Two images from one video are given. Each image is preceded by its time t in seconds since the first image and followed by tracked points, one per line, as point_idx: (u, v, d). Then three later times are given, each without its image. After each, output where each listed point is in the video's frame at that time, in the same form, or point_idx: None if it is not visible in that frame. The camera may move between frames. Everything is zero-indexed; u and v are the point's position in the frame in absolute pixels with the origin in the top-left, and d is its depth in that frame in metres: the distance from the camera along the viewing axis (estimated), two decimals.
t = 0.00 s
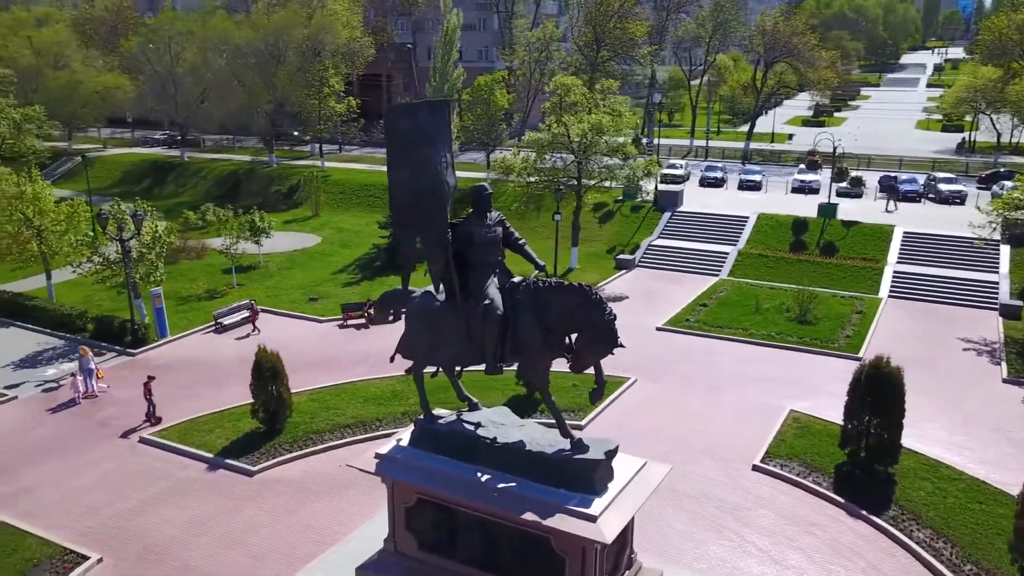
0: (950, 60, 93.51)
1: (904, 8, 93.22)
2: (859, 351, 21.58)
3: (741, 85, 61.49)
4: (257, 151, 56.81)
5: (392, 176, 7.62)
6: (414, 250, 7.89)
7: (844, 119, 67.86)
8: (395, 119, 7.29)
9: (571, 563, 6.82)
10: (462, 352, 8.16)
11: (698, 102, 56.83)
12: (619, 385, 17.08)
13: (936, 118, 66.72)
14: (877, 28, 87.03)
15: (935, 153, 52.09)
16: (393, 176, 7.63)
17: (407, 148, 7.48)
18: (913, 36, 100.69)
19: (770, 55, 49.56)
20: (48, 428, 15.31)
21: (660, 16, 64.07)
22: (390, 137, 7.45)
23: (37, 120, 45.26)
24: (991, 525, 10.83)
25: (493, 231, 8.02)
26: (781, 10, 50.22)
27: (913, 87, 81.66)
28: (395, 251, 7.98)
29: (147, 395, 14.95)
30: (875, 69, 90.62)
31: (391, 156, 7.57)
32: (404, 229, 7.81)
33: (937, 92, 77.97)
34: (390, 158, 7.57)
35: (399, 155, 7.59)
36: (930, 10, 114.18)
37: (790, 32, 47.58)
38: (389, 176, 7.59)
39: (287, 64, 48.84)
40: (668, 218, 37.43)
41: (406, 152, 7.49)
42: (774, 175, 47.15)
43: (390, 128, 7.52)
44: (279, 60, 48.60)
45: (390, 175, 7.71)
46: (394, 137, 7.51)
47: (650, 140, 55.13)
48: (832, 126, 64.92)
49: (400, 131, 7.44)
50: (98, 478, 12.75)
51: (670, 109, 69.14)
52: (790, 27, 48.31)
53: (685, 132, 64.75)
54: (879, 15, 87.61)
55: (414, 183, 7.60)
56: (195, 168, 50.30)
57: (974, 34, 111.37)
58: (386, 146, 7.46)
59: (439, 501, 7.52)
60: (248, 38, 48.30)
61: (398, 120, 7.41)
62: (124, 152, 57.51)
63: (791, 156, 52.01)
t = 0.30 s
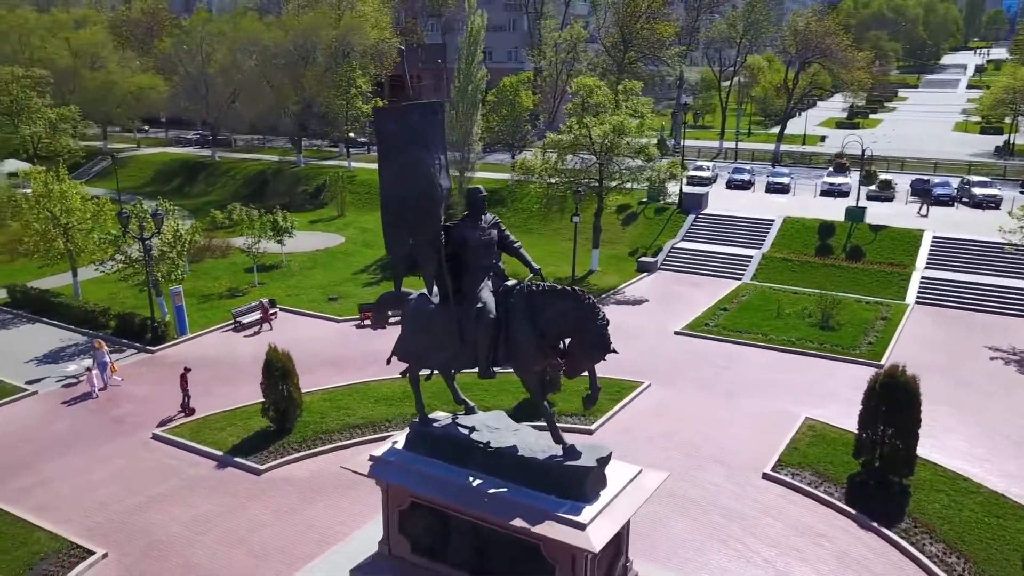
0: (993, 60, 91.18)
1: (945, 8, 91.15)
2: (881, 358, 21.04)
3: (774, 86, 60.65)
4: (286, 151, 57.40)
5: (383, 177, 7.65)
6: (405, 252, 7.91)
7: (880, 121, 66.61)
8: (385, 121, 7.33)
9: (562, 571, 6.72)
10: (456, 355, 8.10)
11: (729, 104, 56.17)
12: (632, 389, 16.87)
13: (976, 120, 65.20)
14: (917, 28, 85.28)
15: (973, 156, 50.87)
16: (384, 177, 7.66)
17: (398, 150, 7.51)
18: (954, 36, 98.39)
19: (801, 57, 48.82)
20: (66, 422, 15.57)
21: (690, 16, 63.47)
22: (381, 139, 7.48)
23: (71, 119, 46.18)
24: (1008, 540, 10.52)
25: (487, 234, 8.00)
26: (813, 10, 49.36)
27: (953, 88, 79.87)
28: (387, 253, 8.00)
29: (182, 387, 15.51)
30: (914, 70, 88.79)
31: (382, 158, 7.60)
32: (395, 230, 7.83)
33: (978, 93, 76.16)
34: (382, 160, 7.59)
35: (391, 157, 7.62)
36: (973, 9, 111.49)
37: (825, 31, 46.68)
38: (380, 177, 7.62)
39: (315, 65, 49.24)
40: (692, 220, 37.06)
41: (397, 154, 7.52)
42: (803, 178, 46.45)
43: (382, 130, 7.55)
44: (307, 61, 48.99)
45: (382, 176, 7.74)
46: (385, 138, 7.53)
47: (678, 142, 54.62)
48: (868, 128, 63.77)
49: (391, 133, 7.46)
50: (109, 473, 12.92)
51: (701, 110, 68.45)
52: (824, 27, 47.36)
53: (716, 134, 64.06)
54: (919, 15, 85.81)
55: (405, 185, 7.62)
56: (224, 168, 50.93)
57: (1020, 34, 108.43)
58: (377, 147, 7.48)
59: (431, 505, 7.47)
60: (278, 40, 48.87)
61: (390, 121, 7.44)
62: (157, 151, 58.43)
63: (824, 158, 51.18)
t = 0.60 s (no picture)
0: None
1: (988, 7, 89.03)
2: (903, 366, 20.45)
3: (807, 88, 59.84)
4: (314, 151, 57.96)
5: (375, 179, 7.63)
6: (398, 254, 7.90)
7: (915, 123, 65.38)
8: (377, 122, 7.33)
9: None
10: (449, 358, 8.06)
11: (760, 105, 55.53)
12: (646, 394, 16.68)
13: (1016, 122, 63.65)
14: (957, 28, 83.41)
15: (1011, 159, 49.64)
16: (377, 178, 7.64)
17: (390, 152, 7.48)
18: (997, 36, 96.06)
19: (833, 57, 48.11)
20: (84, 417, 15.83)
21: (720, 17, 62.92)
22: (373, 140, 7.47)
23: (105, 120, 47.05)
24: None
25: (482, 237, 7.90)
26: (845, 11, 48.56)
27: (994, 89, 78.08)
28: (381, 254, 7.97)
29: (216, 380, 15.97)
30: (953, 71, 86.91)
31: (375, 159, 7.58)
32: (388, 232, 7.81)
33: (1019, 95, 74.30)
34: (375, 160, 7.58)
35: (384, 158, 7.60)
36: (1018, 8, 108.73)
37: (858, 30, 45.94)
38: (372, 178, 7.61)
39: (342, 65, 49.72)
40: (716, 223, 36.70)
41: (390, 156, 7.49)
42: (832, 180, 45.74)
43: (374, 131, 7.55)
44: (336, 62, 49.29)
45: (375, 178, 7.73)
46: (378, 140, 7.53)
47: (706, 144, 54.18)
48: (903, 130, 62.66)
49: (384, 134, 7.46)
50: (122, 468, 13.09)
51: (731, 112, 67.76)
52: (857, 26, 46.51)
53: (746, 136, 63.35)
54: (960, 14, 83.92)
55: (398, 186, 7.59)
56: (253, 167, 51.55)
57: None
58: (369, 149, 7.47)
59: (424, 509, 7.44)
60: (305, 42, 49.67)
61: (382, 122, 7.44)
62: (189, 151, 59.27)
63: (855, 161, 50.37)
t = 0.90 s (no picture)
0: None
1: None
2: (931, 374, 19.86)
3: (845, 89, 58.81)
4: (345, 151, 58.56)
5: (373, 180, 7.64)
6: (396, 254, 7.92)
7: (958, 125, 63.84)
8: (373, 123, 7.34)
9: None
10: (447, 359, 8.06)
11: (795, 106, 54.72)
12: (663, 398, 16.48)
13: None
14: (1005, 27, 81.09)
15: None
16: (375, 179, 7.66)
17: (387, 153, 7.50)
18: None
19: (871, 57, 47.18)
20: (106, 412, 16.14)
21: (756, 16, 62.15)
22: (370, 140, 7.48)
23: (143, 119, 48.00)
24: None
25: (481, 239, 7.91)
26: (884, 10, 47.63)
27: None
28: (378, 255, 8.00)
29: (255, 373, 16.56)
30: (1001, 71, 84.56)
31: (372, 160, 7.59)
32: (386, 233, 7.84)
33: None
34: (372, 161, 7.60)
35: (382, 158, 7.61)
36: None
37: (897, 30, 45.02)
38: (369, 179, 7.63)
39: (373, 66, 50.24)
40: (745, 226, 36.24)
41: (387, 157, 7.50)
42: (866, 184, 44.88)
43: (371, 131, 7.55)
44: (368, 62, 49.54)
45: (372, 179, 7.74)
46: (376, 140, 7.54)
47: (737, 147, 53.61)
48: (945, 133, 61.28)
49: (381, 135, 7.46)
50: (139, 463, 13.31)
51: (766, 113, 66.88)
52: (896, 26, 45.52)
53: (781, 138, 62.43)
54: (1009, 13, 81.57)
55: (396, 187, 7.62)
56: (286, 167, 52.16)
57: None
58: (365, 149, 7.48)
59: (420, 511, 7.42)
60: (337, 42, 49.97)
61: (380, 122, 7.44)
62: (224, 151, 60.17)
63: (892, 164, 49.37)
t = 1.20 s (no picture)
0: None
1: None
2: (956, 384, 19.28)
3: (881, 90, 57.72)
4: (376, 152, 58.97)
5: (368, 180, 7.72)
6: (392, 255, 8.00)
7: (1001, 128, 62.25)
8: (369, 124, 7.44)
9: None
10: (443, 360, 8.09)
11: (830, 108, 53.92)
12: (678, 402, 16.27)
13: None
14: None
15: None
16: (370, 180, 7.74)
17: (383, 154, 7.61)
18: None
19: (908, 58, 46.26)
20: (127, 406, 16.44)
21: (790, 16, 61.36)
22: (365, 141, 7.57)
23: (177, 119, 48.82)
24: None
25: (478, 241, 7.95)
26: (922, 10, 46.69)
27: None
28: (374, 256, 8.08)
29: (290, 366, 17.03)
30: None
31: (367, 161, 7.67)
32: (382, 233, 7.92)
33: None
34: (368, 162, 7.68)
35: (377, 159, 7.72)
36: None
37: (936, 30, 44.05)
38: (364, 180, 7.71)
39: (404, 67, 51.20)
40: (773, 229, 35.75)
41: (382, 159, 7.62)
42: (900, 187, 43.96)
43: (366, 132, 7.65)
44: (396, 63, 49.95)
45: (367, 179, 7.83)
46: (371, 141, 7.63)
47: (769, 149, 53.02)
48: (986, 135, 59.87)
49: (377, 136, 7.57)
50: (155, 457, 13.52)
51: (800, 114, 65.97)
52: (934, 25, 44.53)
53: (816, 140, 61.52)
54: None
55: (391, 186, 7.74)
56: (316, 167, 52.69)
57: None
58: (360, 150, 7.56)
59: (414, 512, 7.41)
60: (367, 43, 50.43)
61: (375, 123, 7.55)
62: (256, 150, 60.98)
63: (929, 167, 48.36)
